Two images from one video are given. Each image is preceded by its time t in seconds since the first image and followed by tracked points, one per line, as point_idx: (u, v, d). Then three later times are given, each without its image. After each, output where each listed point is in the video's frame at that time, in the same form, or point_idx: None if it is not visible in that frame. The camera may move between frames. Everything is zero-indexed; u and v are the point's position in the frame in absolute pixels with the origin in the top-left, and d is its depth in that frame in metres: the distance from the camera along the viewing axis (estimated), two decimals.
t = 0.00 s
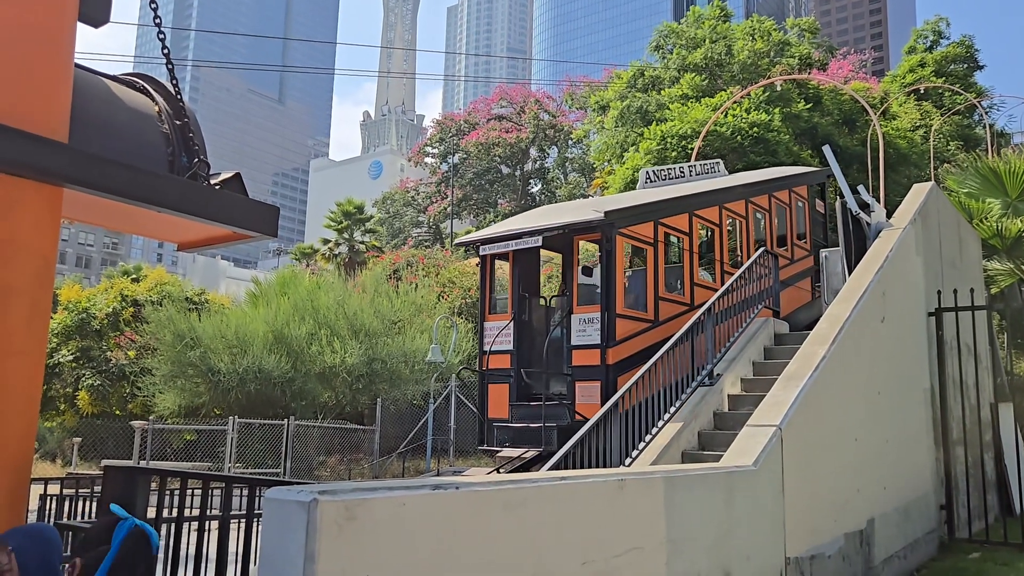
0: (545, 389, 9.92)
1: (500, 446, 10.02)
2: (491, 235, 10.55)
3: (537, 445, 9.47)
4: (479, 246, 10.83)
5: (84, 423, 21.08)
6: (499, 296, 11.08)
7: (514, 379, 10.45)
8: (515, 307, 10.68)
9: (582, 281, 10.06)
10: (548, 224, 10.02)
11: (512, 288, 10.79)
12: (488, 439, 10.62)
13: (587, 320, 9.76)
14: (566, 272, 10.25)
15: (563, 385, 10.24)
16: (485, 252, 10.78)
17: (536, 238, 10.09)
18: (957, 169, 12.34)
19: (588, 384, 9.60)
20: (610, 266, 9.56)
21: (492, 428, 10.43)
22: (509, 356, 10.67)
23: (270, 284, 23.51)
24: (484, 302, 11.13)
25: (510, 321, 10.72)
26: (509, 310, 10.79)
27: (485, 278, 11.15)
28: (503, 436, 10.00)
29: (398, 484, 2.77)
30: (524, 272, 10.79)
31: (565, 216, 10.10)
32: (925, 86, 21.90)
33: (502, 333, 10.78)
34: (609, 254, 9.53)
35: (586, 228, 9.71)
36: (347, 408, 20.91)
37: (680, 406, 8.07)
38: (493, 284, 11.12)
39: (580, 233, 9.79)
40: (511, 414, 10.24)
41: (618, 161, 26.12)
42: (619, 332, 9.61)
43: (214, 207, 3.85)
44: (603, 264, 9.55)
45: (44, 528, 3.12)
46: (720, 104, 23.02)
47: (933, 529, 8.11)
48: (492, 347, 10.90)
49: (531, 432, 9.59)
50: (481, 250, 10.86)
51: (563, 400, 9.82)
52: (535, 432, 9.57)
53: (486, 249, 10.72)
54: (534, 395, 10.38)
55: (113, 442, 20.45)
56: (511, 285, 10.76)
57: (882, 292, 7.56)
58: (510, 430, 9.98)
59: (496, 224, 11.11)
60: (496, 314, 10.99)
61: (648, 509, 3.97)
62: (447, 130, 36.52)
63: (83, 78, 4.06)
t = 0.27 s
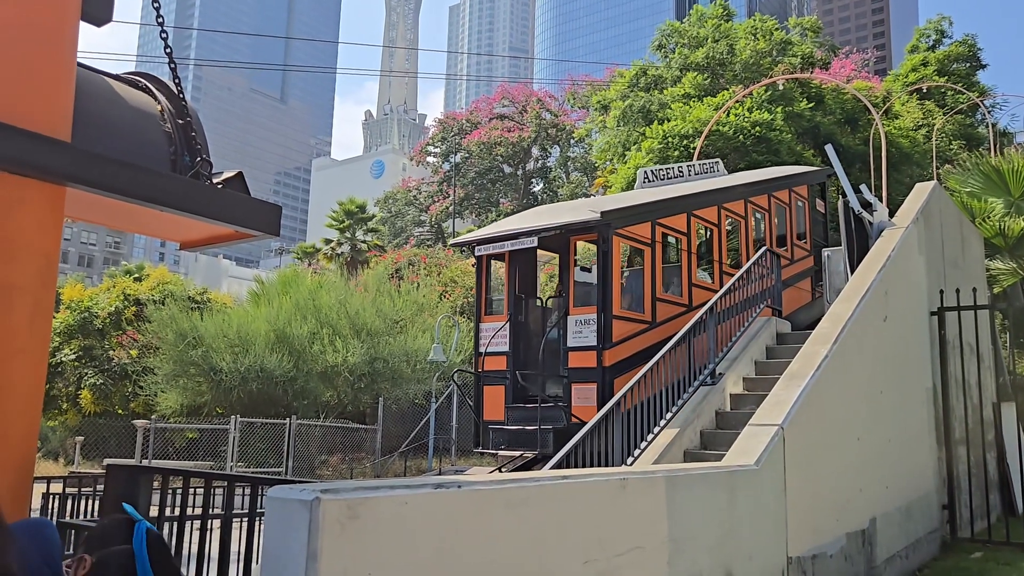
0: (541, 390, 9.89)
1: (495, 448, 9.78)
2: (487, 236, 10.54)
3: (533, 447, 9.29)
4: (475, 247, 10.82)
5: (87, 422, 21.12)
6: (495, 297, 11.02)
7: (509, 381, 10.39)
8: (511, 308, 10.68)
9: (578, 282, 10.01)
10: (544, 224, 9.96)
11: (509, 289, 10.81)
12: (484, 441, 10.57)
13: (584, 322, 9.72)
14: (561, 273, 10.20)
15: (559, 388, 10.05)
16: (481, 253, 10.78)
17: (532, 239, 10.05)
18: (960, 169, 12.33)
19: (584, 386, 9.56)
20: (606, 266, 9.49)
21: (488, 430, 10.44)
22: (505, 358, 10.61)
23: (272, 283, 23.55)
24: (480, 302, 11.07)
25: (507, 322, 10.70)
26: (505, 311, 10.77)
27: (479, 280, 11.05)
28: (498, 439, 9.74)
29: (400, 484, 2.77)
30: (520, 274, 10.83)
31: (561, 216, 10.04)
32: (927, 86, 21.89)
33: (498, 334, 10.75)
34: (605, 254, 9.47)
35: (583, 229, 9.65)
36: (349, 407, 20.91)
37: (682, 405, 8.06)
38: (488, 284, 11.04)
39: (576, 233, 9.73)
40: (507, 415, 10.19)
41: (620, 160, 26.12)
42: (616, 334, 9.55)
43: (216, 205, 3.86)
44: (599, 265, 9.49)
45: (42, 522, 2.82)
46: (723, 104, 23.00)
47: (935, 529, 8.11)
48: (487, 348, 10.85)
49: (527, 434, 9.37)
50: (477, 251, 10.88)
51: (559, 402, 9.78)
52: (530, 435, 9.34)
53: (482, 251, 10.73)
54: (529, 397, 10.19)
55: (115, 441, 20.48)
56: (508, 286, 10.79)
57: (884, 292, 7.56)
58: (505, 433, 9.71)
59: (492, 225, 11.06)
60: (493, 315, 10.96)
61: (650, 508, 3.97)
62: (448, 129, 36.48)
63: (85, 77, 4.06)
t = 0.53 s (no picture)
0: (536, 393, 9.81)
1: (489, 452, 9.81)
2: (481, 236, 10.34)
3: (528, 451, 9.29)
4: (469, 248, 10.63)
5: (88, 421, 21.14)
6: (490, 299, 11.00)
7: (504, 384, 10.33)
8: (506, 309, 10.63)
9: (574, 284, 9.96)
10: (540, 225, 9.81)
11: (504, 291, 10.76)
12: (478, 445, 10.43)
13: (579, 324, 9.66)
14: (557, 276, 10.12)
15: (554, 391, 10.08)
16: (474, 254, 10.56)
17: (527, 240, 9.86)
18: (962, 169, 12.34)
19: (580, 389, 9.50)
20: (602, 268, 9.43)
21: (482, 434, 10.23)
22: (500, 360, 10.55)
23: (273, 283, 23.59)
24: (475, 305, 11.04)
25: (502, 324, 10.61)
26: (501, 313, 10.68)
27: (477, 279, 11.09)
28: (494, 442, 9.75)
29: (402, 483, 2.77)
30: (516, 275, 10.82)
31: (557, 217, 9.99)
32: (929, 86, 21.86)
33: (493, 336, 10.66)
34: (601, 256, 9.40)
35: (578, 231, 9.59)
36: (350, 407, 20.93)
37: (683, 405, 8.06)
38: (483, 286, 11.02)
39: (572, 235, 9.65)
40: (501, 419, 10.07)
41: (621, 161, 26.11)
42: (612, 336, 9.50)
43: (218, 206, 3.86)
44: (595, 267, 9.44)
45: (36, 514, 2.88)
46: (724, 104, 22.99)
47: (936, 529, 8.11)
48: (482, 350, 10.72)
49: (521, 437, 9.39)
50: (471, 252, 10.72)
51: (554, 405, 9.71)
52: (525, 438, 9.37)
53: (475, 252, 10.50)
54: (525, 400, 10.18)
55: (117, 441, 20.49)
56: (503, 287, 10.75)
57: (885, 292, 7.56)
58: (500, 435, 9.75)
59: (485, 226, 10.96)
60: (488, 317, 10.93)
61: (651, 508, 3.97)
62: (450, 129, 36.44)
63: (87, 77, 4.08)
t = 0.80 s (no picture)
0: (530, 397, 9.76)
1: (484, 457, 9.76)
2: (476, 238, 10.30)
3: (523, 457, 9.22)
4: (464, 250, 10.60)
5: (90, 422, 21.15)
6: (485, 302, 10.91)
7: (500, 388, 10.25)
8: (501, 313, 10.53)
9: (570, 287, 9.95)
10: (535, 227, 9.74)
11: (498, 294, 10.67)
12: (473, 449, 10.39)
13: (574, 327, 9.60)
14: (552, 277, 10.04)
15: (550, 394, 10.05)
16: (469, 256, 10.54)
17: (521, 243, 9.81)
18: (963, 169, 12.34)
19: (575, 394, 9.45)
20: (597, 270, 9.43)
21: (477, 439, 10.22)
22: (495, 363, 10.49)
23: (274, 283, 23.64)
24: (470, 307, 10.97)
25: (497, 327, 10.56)
26: (496, 316, 10.65)
27: (472, 281, 10.97)
28: (488, 446, 9.72)
29: (404, 484, 2.78)
30: (512, 277, 10.66)
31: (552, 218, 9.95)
32: (931, 86, 21.84)
33: (488, 339, 10.63)
34: (597, 258, 9.42)
35: (574, 233, 9.57)
36: (351, 408, 20.94)
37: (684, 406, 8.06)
38: (479, 288, 10.93)
39: (568, 237, 9.63)
40: (496, 422, 10.01)
41: (623, 161, 26.11)
42: (608, 339, 9.47)
43: (220, 207, 3.87)
44: (590, 269, 9.43)
45: (31, 517, 2.92)
46: (725, 105, 23.00)
47: (939, 530, 8.10)
48: (478, 353, 10.73)
49: (516, 442, 9.35)
50: (466, 254, 10.67)
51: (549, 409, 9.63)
52: (519, 442, 9.35)
53: (471, 253, 10.48)
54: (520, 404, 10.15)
55: (118, 441, 20.50)
56: (498, 290, 10.65)
57: (887, 293, 7.55)
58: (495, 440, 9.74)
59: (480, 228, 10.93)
60: (483, 320, 10.84)
61: (652, 509, 3.97)
62: (451, 130, 36.39)
63: (90, 78, 4.09)
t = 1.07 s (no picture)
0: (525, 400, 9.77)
1: (477, 461, 9.66)
2: (469, 240, 10.31)
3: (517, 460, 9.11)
4: (458, 252, 10.64)
5: (91, 422, 21.17)
6: (479, 304, 10.93)
7: (494, 391, 10.25)
8: (496, 315, 10.56)
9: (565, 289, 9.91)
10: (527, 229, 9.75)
11: (493, 296, 10.71)
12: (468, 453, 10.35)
13: (569, 330, 9.60)
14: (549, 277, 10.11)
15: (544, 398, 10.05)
16: (464, 258, 10.59)
17: (516, 245, 9.83)
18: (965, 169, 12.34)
19: (570, 397, 9.44)
20: (592, 272, 9.37)
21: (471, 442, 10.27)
22: (489, 366, 10.46)
23: (275, 284, 23.68)
24: (464, 309, 10.96)
25: (492, 330, 10.56)
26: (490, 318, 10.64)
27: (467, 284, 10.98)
28: (481, 451, 9.62)
29: (405, 484, 2.79)
30: (508, 278, 10.78)
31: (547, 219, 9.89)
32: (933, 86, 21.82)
33: (482, 342, 10.60)
34: (592, 260, 9.34)
35: (568, 234, 9.51)
36: (353, 408, 20.94)
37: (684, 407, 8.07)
38: (473, 290, 10.96)
39: (562, 239, 9.56)
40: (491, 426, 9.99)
41: (624, 161, 26.10)
42: (603, 342, 9.41)
43: (221, 207, 3.87)
44: (585, 272, 9.38)
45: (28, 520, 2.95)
46: (726, 105, 23.01)
47: (940, 530, 8.10)
48: (472, 356, 10.69)
49: (510, 446, 9.21)
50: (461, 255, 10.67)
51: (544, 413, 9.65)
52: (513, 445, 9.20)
53: (465, 255, 10.54)
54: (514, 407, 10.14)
55: (119, 442, 20.51)
56: (493, 292, 10.69)
57: (888, 293, 7.55)
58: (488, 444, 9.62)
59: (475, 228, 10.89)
60: (477, 322, 10.84)
61: (652, 510, 3.97)
62: (453, 130, 36.36)
63: (91, 78, 4.09)
